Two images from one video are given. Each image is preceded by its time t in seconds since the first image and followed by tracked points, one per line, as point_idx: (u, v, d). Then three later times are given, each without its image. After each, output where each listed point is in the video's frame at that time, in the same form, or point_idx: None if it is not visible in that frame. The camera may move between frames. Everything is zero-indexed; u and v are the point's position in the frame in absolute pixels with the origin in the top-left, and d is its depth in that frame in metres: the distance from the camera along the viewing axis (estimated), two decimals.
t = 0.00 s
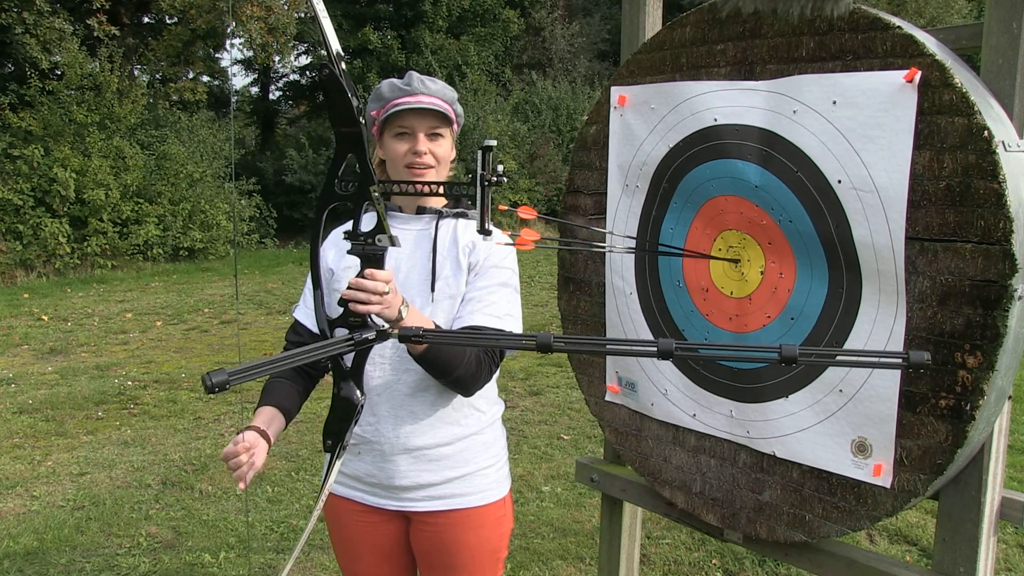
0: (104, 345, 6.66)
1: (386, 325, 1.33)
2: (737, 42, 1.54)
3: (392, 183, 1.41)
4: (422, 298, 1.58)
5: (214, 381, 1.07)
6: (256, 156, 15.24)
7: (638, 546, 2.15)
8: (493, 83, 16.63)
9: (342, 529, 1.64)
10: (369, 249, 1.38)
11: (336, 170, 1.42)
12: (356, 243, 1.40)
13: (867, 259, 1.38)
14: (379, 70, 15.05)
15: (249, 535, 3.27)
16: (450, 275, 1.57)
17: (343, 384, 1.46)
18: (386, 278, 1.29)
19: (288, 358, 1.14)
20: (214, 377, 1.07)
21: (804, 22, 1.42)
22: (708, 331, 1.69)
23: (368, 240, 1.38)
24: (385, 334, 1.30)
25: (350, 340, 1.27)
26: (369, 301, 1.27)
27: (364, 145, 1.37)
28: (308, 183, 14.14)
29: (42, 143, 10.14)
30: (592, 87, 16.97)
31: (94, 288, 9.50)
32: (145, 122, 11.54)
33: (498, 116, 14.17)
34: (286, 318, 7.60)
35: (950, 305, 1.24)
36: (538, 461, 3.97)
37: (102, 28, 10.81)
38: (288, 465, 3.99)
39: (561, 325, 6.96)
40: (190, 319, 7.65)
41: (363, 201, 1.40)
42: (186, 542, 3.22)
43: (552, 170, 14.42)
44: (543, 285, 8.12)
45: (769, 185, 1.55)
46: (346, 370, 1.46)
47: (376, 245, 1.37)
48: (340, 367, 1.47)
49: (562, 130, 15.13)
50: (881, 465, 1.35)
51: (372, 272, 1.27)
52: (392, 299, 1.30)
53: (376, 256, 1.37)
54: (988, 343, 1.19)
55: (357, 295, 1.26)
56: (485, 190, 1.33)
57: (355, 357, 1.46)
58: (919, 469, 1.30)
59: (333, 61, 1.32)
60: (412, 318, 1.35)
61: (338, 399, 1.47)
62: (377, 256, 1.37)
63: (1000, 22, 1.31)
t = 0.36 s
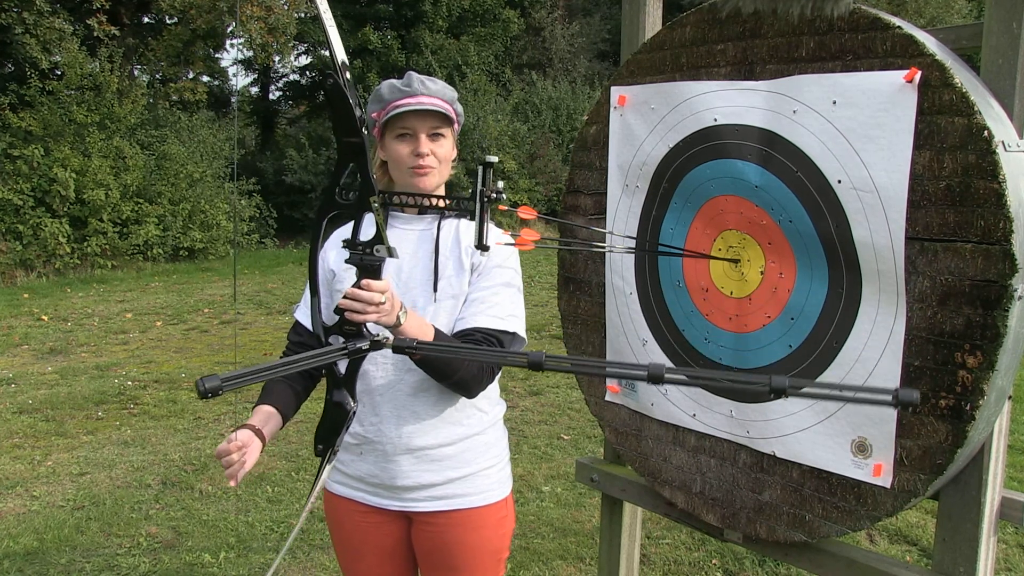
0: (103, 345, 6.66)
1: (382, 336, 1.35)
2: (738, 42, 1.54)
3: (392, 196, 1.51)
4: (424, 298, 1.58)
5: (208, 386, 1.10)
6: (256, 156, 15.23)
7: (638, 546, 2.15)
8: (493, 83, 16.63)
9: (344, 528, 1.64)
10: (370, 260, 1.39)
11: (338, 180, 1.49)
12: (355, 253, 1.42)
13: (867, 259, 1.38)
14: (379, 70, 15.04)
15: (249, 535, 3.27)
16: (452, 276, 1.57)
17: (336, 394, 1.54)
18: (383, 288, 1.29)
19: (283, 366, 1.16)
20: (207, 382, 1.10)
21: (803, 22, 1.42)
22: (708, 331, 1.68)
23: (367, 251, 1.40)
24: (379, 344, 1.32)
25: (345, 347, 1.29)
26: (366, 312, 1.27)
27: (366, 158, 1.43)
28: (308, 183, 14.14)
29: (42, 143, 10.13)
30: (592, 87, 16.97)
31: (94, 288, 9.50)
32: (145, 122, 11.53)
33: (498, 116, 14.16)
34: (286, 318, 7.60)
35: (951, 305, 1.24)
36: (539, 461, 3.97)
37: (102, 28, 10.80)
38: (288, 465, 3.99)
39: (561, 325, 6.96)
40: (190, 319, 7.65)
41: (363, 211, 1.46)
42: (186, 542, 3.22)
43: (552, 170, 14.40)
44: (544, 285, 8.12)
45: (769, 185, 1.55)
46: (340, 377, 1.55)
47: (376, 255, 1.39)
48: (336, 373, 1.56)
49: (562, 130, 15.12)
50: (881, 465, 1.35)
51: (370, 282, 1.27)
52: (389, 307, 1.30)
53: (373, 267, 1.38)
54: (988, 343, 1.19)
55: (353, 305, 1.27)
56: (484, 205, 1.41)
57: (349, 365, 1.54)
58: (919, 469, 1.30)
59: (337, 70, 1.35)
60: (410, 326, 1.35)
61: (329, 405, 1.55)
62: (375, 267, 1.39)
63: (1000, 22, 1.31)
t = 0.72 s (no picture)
0: (103, 345, 6.66)
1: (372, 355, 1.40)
2: (737, 42, 1.54)
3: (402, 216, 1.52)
4: (424, 300, 1.57)
5: (192, 386, 1.18)
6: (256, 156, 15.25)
7: (638, 546, 2.15)
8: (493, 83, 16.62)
9: (347, 528, 1.64)
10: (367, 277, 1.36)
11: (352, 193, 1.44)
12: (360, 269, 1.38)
13: (867, 259, 1.37)
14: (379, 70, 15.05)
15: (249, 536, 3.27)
16: (454, 276, 1.56)
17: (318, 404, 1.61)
18: (381, 308, 1.31)
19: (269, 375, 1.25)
20: (192, 381, 1.18)
21: (803, 22, 1.42)
22: (708, 331, 1.68)
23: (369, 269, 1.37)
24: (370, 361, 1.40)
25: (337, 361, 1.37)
26: (362, 330, 1.30)
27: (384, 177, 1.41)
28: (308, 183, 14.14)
29: (42, 143, 10.13)
30: (592, 87, 16.97)
31: (94, 288, 9.50)
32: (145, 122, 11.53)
33: (498, 116, 14.16)
34: (286, 318, 7.60)
35: (950, 305, 1.24)
36: (538, 461, 3.97)
37: (102, 28, 10.80)
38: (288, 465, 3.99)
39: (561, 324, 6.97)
40: (190, 319, 7.65)
41: (373, 228, 1.44)
42: (186, 542, 3.22)
43: (552, 170, 14.40)
44: (544, 285, 8.14)
45: (768, 185, 1.55)
46: (325, 388, 1.60)
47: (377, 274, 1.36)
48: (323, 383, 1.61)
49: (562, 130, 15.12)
50: (881, 465, 1.35)
51: (368, 303, 1.30)
52: (388, 324, 1.33)
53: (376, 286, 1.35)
54: (988, 343, 1.19)
55: (350, 323, 1.30)
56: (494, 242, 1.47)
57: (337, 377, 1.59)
58: (919, 469, 1.30)
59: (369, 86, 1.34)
60: (409, 338, 1.38)
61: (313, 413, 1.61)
62: (376, 285, 1.35)
63: (1000, 22, 1.31)
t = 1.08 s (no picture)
0: (103, 345, 6.66)
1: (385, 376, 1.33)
2: (737, 42, 1.54)
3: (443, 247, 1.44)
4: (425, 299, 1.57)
5: (199, 376, 1.14)
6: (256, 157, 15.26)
7: (639, 548, 2.14)
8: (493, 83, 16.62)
9: (346, 528, 1.64)
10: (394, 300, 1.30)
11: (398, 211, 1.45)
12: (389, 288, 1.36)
13: (867, 259, 1.38)
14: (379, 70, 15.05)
15: (249, 536, 3.27)
16: (455, 277, 1.56)
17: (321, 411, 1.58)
18: (402, 333, 1.29)
19: (276, 377, 1.20)
20: (201, 372, 1.14)
21: (803, 22, 1.42)
22: (708, 331, 1.68)
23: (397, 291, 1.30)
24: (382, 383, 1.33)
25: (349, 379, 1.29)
26: (380, 350, 1.27)
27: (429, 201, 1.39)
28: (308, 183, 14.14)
29: (42, 143, 10.13)
30: (592, 87, 16.98)
31: (94, 288, 9.51)
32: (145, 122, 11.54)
33: (498, 116, 14.16)
34: (286, 318, 7.60)
35: (950, 305, 1.24)
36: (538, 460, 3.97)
37: (102, 28, 10.80)
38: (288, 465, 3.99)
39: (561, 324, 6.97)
40: (190, 319, 7.65)
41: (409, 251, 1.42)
42: (186, 542, 3.22)
43: (552, 170, 14.41)
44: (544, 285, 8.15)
45: (769, 185, 1.55)
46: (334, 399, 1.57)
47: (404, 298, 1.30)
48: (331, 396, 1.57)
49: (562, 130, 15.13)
50: (881, 466, 1.35)
51: (391, 324, 1.27)
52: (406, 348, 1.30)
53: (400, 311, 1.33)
54: (988, 343, 1.19)
55: (370, 343, 1.27)
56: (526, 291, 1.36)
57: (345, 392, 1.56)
58: (918, 469, 1.30)
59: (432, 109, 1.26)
60: (425, 354, 1.36)
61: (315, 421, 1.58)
62: (401, 308, 1.32)
63: (1000, 23, 1.31)
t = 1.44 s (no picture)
0: (103, 345, 6.66)
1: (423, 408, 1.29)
2: (737, 42, 1.54)
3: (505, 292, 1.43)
4: (429, 298, 1.54)
5: (240, 372, 1.14)
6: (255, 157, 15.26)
7: (638, 546, 2.15)
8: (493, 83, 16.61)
9: (346, 529, 1.64)
10: (448, 336, 1.29)
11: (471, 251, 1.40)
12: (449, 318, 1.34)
13: (867, 258, 1.37)
14: (379, 70, 15.07)
15: (249, 536, 3.27)
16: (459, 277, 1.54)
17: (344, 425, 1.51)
18: (452, 369, 1.30)
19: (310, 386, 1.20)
20: (239, 367, 1.14)
21: (804, 22, 1.42)
22: (708, 331, 1.68)
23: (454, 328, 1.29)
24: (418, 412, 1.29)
25: (387, 405, 1.25)
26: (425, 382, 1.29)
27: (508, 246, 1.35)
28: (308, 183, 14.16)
29: (42, 143, 10.13)
30: (592, 87, 16.97)
31: (94, 288, 9.51)
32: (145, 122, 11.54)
33: (498, 116, 14.16)
34: (286, 318, 7.60)
35: (950, 305, 1.24)
36: (538, 461, 3.97)
37: (102, 28, 10.80)
38: (288, 465, 3.99)
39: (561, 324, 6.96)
40: (190, 319, 7.65)
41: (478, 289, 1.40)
42: (186, 542, 3.22)
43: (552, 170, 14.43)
44: (543, 285, 8.17)
45: (768, 186, 1.55)
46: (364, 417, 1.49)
47: (460, 337, 1.29)
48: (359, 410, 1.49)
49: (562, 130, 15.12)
50: (881, 466, 1.35)
51: (441, 361, 1.29)
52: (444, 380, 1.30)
53: (453, 348, 1.29)
54: (988, 343, 1.19)
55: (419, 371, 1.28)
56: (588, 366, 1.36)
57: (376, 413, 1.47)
58: (919, 469, 1.30)
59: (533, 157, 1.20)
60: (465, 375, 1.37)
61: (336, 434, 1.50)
62: (455, 343, 1.28)
63: (1000, 23, 1.31)
